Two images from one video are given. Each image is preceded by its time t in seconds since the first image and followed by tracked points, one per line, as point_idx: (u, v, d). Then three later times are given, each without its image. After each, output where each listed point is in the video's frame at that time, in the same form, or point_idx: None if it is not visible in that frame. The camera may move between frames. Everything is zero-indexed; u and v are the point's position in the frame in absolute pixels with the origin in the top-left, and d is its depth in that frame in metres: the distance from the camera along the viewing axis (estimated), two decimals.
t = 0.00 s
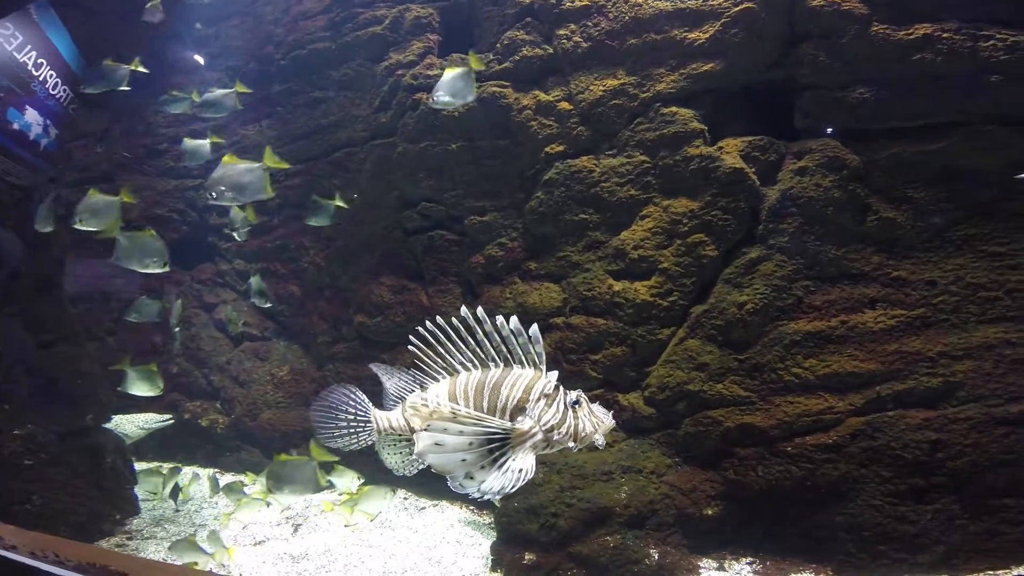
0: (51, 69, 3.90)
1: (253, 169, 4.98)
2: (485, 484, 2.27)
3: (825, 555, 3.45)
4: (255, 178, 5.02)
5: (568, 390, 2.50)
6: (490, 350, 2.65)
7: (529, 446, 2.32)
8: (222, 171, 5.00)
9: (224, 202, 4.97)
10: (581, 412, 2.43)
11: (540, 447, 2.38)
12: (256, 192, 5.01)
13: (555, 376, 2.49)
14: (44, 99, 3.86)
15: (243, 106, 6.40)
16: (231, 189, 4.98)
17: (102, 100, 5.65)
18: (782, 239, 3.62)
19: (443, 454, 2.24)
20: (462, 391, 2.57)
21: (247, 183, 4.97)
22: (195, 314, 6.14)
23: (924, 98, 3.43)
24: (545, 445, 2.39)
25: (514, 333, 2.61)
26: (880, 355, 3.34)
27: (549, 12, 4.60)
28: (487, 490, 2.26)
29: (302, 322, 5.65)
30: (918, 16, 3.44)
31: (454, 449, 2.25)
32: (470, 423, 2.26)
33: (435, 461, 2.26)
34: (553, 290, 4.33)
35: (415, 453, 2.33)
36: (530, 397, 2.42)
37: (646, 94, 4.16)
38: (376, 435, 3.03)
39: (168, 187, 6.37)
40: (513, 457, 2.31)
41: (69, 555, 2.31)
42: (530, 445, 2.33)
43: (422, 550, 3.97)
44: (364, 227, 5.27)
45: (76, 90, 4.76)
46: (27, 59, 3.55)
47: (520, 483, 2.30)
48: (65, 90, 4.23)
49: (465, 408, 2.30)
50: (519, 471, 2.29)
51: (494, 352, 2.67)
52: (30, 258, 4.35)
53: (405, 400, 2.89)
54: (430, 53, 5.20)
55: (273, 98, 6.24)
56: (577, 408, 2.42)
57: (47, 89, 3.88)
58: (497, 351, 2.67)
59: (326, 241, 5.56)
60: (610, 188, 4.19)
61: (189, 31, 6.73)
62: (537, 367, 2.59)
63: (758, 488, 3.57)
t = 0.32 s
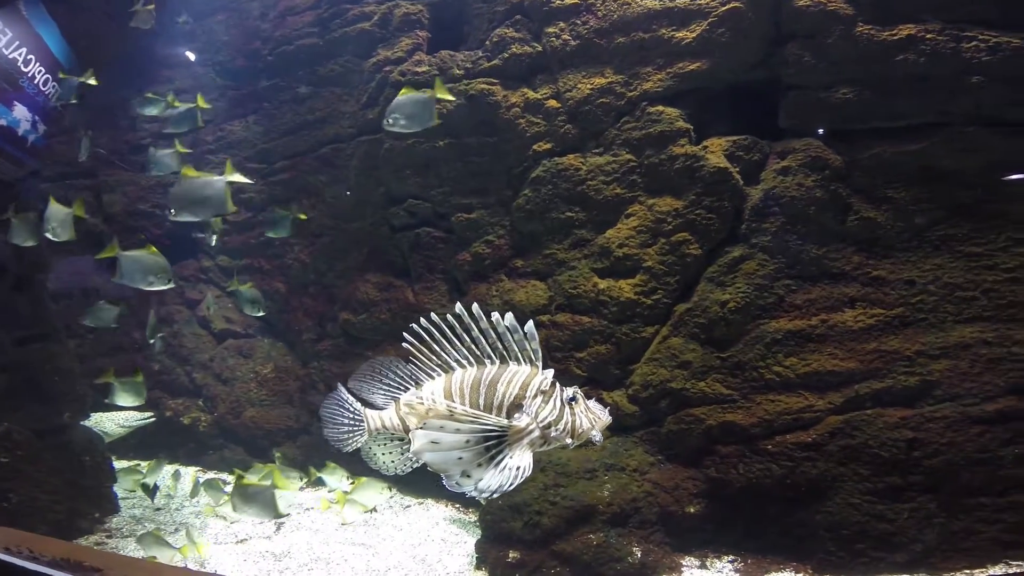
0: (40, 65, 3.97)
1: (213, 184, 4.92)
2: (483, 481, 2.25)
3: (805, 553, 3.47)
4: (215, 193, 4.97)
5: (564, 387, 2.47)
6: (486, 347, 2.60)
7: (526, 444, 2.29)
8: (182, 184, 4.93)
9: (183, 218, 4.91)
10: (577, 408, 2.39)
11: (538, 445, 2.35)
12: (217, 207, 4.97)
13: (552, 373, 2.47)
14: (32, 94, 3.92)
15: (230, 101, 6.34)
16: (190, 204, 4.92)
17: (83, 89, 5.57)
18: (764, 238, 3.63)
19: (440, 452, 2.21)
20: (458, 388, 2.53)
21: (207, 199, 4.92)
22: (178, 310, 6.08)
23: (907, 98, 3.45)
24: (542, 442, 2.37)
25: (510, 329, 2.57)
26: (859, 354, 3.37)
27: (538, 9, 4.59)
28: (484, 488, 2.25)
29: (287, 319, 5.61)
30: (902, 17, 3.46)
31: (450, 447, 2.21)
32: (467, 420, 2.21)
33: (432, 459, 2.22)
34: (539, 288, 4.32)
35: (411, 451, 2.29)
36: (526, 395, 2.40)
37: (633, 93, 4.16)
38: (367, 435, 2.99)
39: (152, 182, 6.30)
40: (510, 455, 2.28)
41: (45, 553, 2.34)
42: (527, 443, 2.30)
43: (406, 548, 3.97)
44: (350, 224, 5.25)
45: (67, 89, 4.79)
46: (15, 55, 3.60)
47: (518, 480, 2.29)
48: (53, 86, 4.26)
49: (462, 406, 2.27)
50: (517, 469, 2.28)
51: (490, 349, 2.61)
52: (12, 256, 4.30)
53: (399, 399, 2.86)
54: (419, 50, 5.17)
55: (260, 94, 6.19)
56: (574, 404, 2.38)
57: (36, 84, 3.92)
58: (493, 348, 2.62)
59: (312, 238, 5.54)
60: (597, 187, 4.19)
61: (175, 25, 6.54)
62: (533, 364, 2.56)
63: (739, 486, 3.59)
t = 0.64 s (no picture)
0: (35, 62, 4.01)
1: (176, 205, 4.91)
2: (481, 486, 2.27)
3: (788, 555, 3.49)
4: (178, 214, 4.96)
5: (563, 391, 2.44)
6: (484, 351, 2.57)
7: (524, 448, 2.31)
8: (145, 206, 4.93)
9: (143, 239, 4.87)
10: (576, 412, 2.37)
11: (535, 449, 2.36)
12: (179, 228, 4.94)
13: (550, 377, 2.43)
14: (26, 92, 3.99)
15: (221, 99, 6.31)
16: (151, 226, 4.90)
17: (72, 84, 5.53)
18: (751, 242, 3.65)
19: (438, 457, 2.22)
20: (456, 393, 2.49)
21: (170, 219, 4.91)
22: (166, 309, 6.05)
23: (894, 103, 3.45)
24: (540, 446, 2.37)
25: (508, 334, 2.55)
26: (842, 357, 3.39)
27: (532, 11, 4.59)
28: (482, 493, 2.27)
29: (275, 318, 5.58)
30: (891, 21, 3.46)
31: (448, 452, 2.22)
32: (465, 426, 2.22)
33: (429, 464, 2.24)
34: (529, 289, 4.32)
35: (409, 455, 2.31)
36: (524, 399, 2.37)
37: (624, 96, 4.18)
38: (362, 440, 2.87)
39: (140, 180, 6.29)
40: (508, 460, 2.29)
41: (23, 550, 2.33)
42: (525, 447, 2.31)
43: (392, 549, 3.95)
44: (341, 223, 5.24)
45: (58, 86, 4.83)
46: (11, 53, 3.64)
47: (515, 484, 2.32)
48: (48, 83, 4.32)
49: (460, 412, 2.29)
50: (515, 473, 2.30)
51: (489, 353, 2.58)
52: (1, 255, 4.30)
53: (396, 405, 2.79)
54: (412, 49, 5.16)
55: (251, 92, 6.14)
56: (572, 408, 2.36)
57: (31, 82, 3.99)
58: (490, 352, 2.59)
59: (301, 237, 5.53)
60: (587, 189, 4.20)
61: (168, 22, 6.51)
62: (531, 369, 2.54)
63: (724, 488, 3.60)
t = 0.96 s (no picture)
0: (24, 60, 4.07)
1: (132, 228, 4.91)
2: (479, 488, 2.26)
3: (769, 554, 3.52)
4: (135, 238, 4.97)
5: (560, 394, 2.44)
6: (481, 353, 2.60)
7: (521, 450, 2.30)
8: (100, 231, 4.88)
9: (102, 264, 4.83)
10: (573, 414, 2.36)
11: (533, 450, 2.35)
12: (137, 251, 4.97)
13: (548, 380, 2.43)
14: (15, 89, 4.04)
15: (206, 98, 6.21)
16: (108, 249, 4.87)
17: (59, 81, 5.50)
18: (734, 243, 3.67)
19: (436, 459, 2.21)
20: (454, 395, 2.50)
21: (126, 242, 4.90)
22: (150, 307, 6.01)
23: (875, 106, 3.49)
24: (538, 448, 2.37)
25: (506, 336, 2.56)
26: (822, 357, 3.43)
27: (521, 12, 4.61)
28: (481, 494, 2.26)
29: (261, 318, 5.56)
30: (874, 24, 3.50)
31: (446, 454, 2.21)
32: (461, 428, 2.20)
33: (428, 466, 2.23)
34: (516, 289, 4.33)
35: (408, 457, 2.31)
36: (521, 401, 2.37)
37: (612, 96, 4.20)
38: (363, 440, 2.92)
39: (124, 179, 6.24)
40: (506, 461, 2.28)
41: None
42: (522, 449, 2.30)
43: (378, 548, 3.96)
44: (328, 222, 5.24)
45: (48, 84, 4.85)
46: None
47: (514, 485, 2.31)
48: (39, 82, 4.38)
49: (457, 414, 2.25)
50: (513, 474, 2.29)
51: (486, 355, 2.61)
52: None
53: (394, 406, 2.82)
54: (401, 49, 5.16)
55: (238, 90, 6.06)
56: (569, 410, 2.36)
57: (20, 80, 4.05)
58: (488, 354, 2.62)
59: (288, 235, 5.52)
60: (573, 189, 4.22)
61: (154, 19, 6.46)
62: (529, 371, 2.55)
63: (707, 487, 3.63)
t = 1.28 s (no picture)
0: (12, 56, 4.06)
1: (94, 248, 4.75)
2: (477, 489, 2.20)
3: (751, 553, 3.54)
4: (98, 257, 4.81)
5: (556, 394, 2.47)
6: (477, 355, 2.60)
7: (519, 450, 2.25)
8: (62, 250, 4.72)
9: (63, 284, 4.66)
10: (569, 414, 2.40)
11: (530, 451, 2.32)
12: (99, 271, 4.80)
13: (545, 381, 2.45)
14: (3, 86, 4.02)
15: (194, 95, 6.19)
16: (69, 270, 4.71)
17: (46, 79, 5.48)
18: (718, 244, 3.70)
19: (432, 461, 2.15)
20: (450, 397, 2.51)
21: (88, 263, 4.73)
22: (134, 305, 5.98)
23: (857, 109, 3.53)
24: (535, 448, 2.34)
25: (502, 338, 2.57)
26: (802, 357, 3.46)
27: (512, 12, 4.62)
28: (478, 496, 2.20)
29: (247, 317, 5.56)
30: (858, 27, 3.53)
31: (443, 455, 2.16)
32: (459, 429, 2.13)
33: (424, 468, 2.17)
34: (504, 288, 4.33)
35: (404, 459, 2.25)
36: (518, 402, 2.37)
37: (600, 98, 4.23)
38: (361, 441, 2.97)
39: (109, 176, 6.21)
40: (503, 462, 2.24)
41: None
42: (520, 449, 2.26)
43: (363, 547, 3.97)
44: (317, 221, 5.24)
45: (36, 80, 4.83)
46: None
47: (511, 486, 2.26)
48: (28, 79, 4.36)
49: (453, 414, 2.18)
50: (510, 475, 2.24)
51: (482, 357, 2.62)
52: None
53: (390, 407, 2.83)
54: (391, 48, 5.16)
55: (226, 88, 6.03)
56: (566, 411, 2.39)
57: (8, 76, 4.03)
58: (484, 356, 2.63)
59: (275, 234, 5.51)
60: (561, 189, 4.24)
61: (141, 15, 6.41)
62: (524, 372, 2.57)
63: (690, 486, 3.65)
